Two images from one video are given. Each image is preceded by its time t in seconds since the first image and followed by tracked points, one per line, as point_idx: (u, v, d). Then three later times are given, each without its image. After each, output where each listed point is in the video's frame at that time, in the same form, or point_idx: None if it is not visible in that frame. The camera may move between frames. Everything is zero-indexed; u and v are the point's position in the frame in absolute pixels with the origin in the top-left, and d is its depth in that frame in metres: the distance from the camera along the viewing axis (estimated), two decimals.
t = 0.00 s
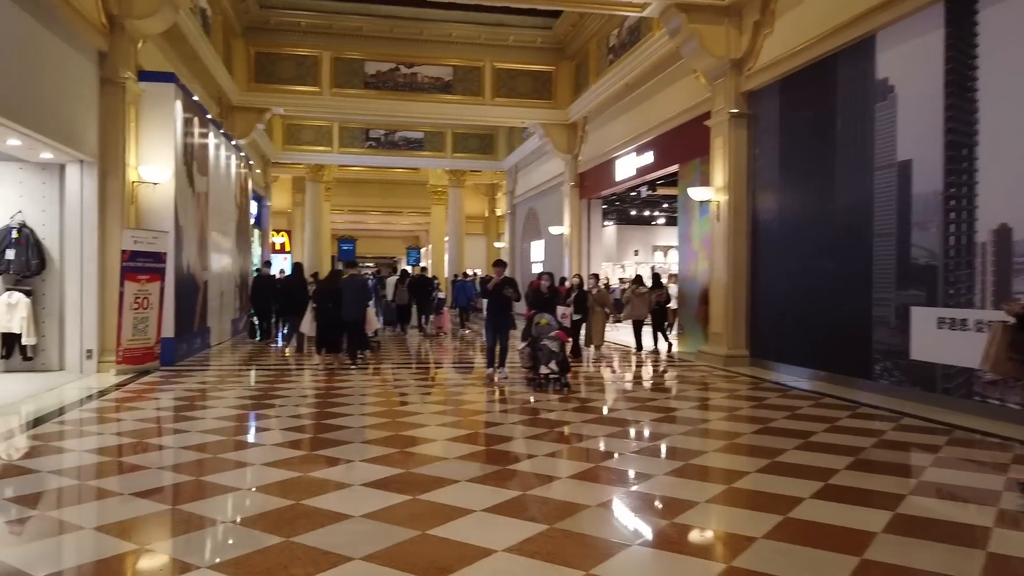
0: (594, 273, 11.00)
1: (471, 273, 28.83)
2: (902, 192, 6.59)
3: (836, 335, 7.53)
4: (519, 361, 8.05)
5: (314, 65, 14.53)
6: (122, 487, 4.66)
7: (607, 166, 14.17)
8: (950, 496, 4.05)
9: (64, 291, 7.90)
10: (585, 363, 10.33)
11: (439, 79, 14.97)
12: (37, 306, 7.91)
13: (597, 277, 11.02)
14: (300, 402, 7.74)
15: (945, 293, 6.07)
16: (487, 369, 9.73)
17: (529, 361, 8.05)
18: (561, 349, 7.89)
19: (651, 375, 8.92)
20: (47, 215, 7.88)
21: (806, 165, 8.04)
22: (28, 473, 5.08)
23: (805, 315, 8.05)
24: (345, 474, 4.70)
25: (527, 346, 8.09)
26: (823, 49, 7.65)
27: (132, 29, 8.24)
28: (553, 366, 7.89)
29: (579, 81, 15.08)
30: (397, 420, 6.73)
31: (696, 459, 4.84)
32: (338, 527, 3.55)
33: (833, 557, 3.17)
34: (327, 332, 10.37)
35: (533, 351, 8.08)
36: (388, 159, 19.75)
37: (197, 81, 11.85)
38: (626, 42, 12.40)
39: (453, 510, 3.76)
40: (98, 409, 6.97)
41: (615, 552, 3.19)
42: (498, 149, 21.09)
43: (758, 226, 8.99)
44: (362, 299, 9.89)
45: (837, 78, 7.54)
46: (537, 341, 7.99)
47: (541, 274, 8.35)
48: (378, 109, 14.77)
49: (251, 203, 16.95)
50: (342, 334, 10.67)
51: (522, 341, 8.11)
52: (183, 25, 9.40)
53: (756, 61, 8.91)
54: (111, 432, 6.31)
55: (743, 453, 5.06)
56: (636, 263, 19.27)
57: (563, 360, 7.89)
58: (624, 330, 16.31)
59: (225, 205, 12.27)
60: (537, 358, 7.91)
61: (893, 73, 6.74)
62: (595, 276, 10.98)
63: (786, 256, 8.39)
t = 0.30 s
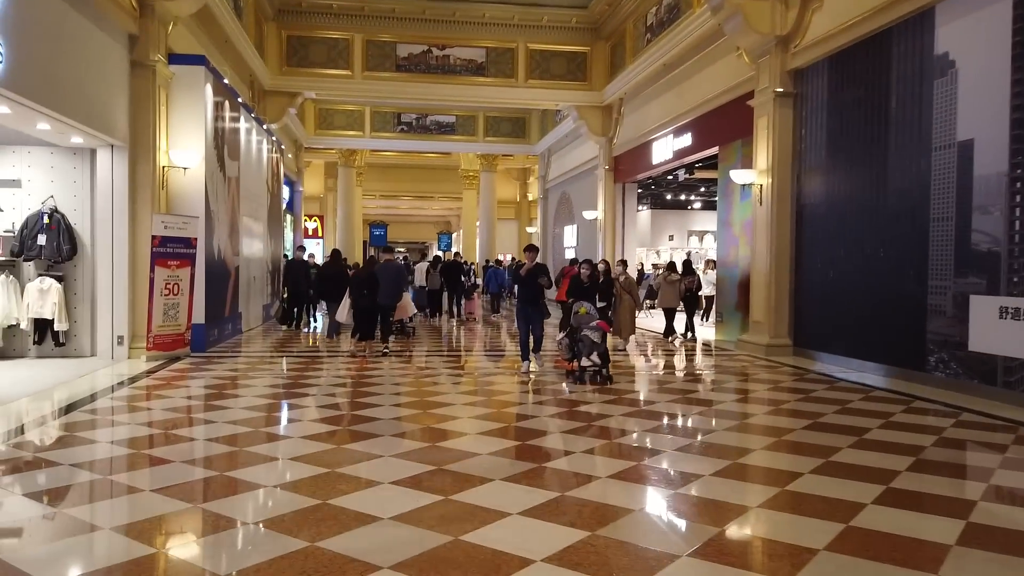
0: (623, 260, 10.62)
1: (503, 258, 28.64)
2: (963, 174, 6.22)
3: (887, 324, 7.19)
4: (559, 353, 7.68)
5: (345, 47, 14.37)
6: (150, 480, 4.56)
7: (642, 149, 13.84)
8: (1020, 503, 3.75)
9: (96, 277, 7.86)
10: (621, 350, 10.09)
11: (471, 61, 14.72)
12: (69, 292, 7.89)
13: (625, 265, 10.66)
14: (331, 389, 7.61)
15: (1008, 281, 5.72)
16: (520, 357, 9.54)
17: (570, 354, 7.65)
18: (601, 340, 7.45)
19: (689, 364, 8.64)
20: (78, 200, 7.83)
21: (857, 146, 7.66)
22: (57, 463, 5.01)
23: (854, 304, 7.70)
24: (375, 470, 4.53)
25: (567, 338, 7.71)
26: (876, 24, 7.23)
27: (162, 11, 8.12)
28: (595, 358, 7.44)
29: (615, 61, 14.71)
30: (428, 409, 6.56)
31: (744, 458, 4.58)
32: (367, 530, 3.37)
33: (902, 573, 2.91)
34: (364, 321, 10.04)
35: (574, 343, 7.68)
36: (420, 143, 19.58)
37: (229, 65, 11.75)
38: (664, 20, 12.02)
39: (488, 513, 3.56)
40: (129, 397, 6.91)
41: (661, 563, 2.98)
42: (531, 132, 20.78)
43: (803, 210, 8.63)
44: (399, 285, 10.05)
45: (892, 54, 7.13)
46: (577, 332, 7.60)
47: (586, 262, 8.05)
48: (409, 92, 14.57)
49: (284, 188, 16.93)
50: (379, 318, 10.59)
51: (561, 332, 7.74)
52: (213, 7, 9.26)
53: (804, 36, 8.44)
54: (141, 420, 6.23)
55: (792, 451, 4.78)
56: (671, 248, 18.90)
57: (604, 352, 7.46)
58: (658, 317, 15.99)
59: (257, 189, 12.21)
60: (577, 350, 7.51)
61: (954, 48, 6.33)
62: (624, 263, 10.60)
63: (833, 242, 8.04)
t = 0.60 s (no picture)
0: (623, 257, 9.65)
1: (507, 251, 28.39)
2: (987, 161, 5.96)
3: (905, 318, 6.95)
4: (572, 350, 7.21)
5: (347, 35, 14.10)
6: (141, 476, 4.33)
7: (650, 139, 13.57)
8: None
9: (89, 268, 7.65)
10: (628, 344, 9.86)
11: (475, 49, 14.45)
12: (62, 283, 7.68)
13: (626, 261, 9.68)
14: (332, 383, 7.38)
15: None
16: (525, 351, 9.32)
17: (584, 350, 7.20)
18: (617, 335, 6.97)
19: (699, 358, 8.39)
20: (71, 189, 7.62)
21: (874, 133, 7.40)
22: (45, 457, 4.79)
23: (870, 296, 7.45)
24: (374, 470, 4.29)
25: (579, 332, 7.23)
26: (895, 5, 6.96)
27: None
28: (612, 354, 6.99)
29: (622, 48, 14.42)
30: (431, 405, 6.34)
31: (764, 459, 4.31)
32: (364, 537, 3.13)
33: None
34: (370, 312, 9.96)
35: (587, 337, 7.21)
36: (423, 134, 19.32)
37: (228, 52, 11.51)
38: (674, 6, 11.72)
39: (493, 520, 3.31)
40: (124, 390, 6.70)
41: None
42: (535, 122, 20.49)
43: (818, 200, 8.38)
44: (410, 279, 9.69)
45: (912, 36, 6.86)
46: (590, 327, 7.12)
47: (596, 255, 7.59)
48: (413, 82, 14.31)
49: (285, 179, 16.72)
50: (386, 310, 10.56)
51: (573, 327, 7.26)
52: None
53: (818, 19, 8.18)
54: (135, 414, 6.02)
55: (815, 451, 4.51)
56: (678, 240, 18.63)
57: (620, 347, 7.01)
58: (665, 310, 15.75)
59: (257, 179, 11.99)
60: (592, 346, 7.04)
61: (979, 28, 6.06)
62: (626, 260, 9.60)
63: (849, 232, 7.79)
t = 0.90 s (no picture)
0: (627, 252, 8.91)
1: (524, 249, 28.13)
2: None
3: (944, 320, 6.63)
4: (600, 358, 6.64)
5: (362, 31, 13.90)
6: (151, 482, 4.15)
7: (671, 135, 13.27)
8: None
9: (98, 268, 7.50)
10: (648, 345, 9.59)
11: (492, 44, 14.21)
12: (71, 284, 7.54)
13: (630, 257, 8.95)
14: (345, 385, 7.16)
15: None
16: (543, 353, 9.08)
17: (614, 357, 6.63)
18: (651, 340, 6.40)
19: (724, 361, 8.10)
20: (80, 187, 7.47)
21: (910, 127, 7.07)
22: (51, 460, 4.64)
23: (906, 296, 7.14)
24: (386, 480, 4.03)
25: (609, 338, 6.65)
26: None
27: None
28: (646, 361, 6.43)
29: (642, 43, 14.11)
30: (446, 409, 6.12)
31: (803, 474, 3.99)
32: (372, 561, 2.91)
33: None
34: (387, 311, 9.73)
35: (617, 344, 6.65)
36: (439, 132, 19.10)
37: (241, 49, 11.35)
38: None
39: (511, 542, 3.07)
40: (134, 392, 6.55)
41: None
42: (553, 119, 20.22)
43: (848, 197, 8.06)
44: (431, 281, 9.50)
45: (951, 25, 6.53)
46: (621, 332, 6.56)
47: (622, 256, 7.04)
48: (429, 78, 14.10)
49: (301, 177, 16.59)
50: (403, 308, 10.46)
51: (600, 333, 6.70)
52: None
53: (849, 9, 7.86)
54: (144, 417, 5.85)
55: (857, 465, 4.19)
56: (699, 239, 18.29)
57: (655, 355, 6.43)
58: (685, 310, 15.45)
59: (272, 177, 11.84)
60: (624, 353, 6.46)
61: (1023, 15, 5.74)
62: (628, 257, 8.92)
63: (882, 230, 7.48)
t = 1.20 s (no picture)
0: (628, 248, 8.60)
1: (529, 248, 27.87)
2: None
3: (969, 319, 6.38)
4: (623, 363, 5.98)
5: (366, 25, 13.67)
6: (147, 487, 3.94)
7: (680, 130, 13.04)
8: None
9: (94, 265, 7.29)
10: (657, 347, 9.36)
11: (498, 39, 13.98)
12: (66, 281, 7.33)
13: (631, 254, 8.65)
14: (348, 384, 6.94)
15: None
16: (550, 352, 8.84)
17: (638, 362, 5.96)
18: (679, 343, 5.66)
19: (738, 360, 7.86)
20: (76, 181, 7.26)
21: (933, 119, 6.83)
22: (44, 463, 4.44)
23: (927, 295, 6.90)
24: (389, 487, 3.79)
25: (632, 341, 5.97)
26: None
27: None
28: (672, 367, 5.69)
29: (650, 36, 13.86)
30: (451, 409, 5.88)
31: (835, 482, 3.73)
32: None
33: None
34: (394, 309, 9.76)
35: (641, 347, 5.97)
36: (444, 128, 18.87)
37: (243, 42, 11.13)
38: None
39: (523, 559, 2.82)
40: (131, 391, 6.34)
41: None
42: (559, 116, 19.96)
43: (866, 192, 7.81)
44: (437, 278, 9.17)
45: (978, 12, 6.28)
46: (645, 334, 5.86)
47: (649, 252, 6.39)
48: (434, 73, 13.88)
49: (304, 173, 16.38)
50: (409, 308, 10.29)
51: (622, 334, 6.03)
52: None
53: None
54: (141, 417, 5.63)
55: (893, 473, 3.92)
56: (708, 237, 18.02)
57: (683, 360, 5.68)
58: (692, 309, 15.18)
59: (274, 173, 11.64)
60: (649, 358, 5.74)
61: None
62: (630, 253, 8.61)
63: (902, 226, 7.23)
